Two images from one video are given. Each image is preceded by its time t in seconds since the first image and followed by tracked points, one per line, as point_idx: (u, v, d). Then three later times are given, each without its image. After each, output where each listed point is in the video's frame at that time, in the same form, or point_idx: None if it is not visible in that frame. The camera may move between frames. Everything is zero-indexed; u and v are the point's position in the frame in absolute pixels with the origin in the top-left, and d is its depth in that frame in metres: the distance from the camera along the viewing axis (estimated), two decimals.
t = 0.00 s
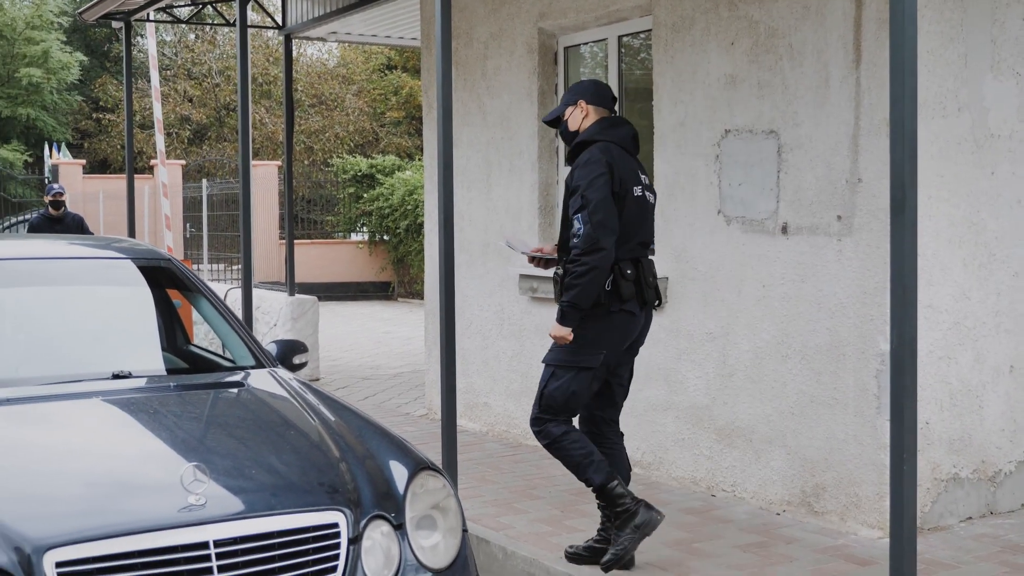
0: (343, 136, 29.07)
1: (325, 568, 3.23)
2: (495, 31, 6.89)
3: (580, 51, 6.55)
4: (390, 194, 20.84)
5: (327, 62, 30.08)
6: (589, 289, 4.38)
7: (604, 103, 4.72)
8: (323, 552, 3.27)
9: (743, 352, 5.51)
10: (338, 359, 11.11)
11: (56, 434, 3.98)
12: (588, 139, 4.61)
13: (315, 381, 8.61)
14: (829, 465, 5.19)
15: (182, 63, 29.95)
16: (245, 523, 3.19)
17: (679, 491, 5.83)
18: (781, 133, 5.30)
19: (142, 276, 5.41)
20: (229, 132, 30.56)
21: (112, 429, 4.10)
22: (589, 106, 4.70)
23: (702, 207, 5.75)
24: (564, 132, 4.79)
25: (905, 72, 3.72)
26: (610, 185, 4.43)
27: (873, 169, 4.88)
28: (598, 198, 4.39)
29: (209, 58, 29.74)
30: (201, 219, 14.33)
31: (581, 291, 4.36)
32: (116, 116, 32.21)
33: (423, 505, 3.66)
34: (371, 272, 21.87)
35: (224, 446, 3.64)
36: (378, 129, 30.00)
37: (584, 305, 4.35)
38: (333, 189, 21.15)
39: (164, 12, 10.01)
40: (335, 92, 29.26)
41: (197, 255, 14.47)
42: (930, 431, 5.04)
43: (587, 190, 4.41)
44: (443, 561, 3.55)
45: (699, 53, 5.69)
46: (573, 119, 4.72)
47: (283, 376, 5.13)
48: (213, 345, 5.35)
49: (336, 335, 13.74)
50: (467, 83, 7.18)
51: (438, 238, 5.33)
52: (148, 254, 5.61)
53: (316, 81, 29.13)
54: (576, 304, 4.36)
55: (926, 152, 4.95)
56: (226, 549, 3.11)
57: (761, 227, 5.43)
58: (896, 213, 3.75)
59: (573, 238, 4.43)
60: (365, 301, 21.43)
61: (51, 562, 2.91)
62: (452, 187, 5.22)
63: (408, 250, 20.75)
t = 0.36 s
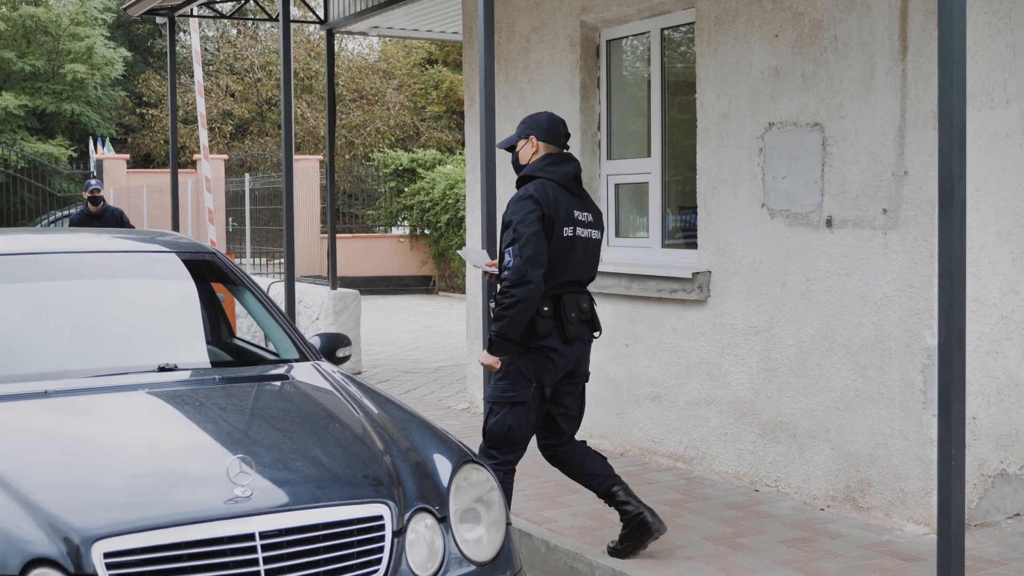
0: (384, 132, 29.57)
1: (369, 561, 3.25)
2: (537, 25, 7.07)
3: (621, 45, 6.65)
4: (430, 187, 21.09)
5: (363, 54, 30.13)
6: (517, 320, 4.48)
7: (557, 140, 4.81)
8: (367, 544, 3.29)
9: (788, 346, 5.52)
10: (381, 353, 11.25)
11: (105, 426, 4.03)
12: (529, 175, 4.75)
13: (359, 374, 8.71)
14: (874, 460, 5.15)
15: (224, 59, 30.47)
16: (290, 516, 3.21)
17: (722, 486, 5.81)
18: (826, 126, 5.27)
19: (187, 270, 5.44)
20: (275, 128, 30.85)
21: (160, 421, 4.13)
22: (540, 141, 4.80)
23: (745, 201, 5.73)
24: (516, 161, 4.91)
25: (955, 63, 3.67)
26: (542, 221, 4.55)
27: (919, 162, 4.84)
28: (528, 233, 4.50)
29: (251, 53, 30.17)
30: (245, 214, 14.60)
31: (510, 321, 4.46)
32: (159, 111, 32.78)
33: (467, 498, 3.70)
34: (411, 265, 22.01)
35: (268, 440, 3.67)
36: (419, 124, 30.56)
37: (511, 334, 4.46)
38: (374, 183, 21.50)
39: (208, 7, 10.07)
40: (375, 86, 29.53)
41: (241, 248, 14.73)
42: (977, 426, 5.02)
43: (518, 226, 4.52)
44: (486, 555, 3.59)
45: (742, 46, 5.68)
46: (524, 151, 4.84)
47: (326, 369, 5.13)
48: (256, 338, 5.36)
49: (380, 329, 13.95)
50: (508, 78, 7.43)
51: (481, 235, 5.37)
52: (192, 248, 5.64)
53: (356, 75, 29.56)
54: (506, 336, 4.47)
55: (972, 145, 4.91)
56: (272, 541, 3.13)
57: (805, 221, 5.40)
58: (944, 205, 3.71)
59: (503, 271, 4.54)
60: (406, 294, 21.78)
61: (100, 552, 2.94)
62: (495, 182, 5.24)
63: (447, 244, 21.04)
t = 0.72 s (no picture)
0: (425, 127, 30.61)
1: (415, 556, 3.27)
2: (581, 21, 7.19)
3: (666, 38, 6.73)
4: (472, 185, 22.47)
5: (408, 52, 31.37)
6: (458, 330, 4.89)
7: (512, 152, 5.08)
8: (413, 541, 3.31)
9: (834, 342, 5.49)
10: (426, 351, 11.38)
11: (156, 417, 4.07)
12: (490, 186, 5.01)
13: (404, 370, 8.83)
14: (920, 459, 5.11)
15: (267, 56, 31.42)
16: (336, 511, 3.24)
17: (766, 483, 5.79)
18: (872, 121, 5.24)
19: (232, 265, 5.48)
20: (313, 123, 31.77)
21: (209, 413, 4.17)
22: (494, 154, 5.08)
23: (790, 197, 5.72)
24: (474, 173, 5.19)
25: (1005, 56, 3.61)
26: (498, 240, 4.80)
27: (967, 157, 4.79)
28: (478, 252, 4.79)
29: (294, 50, 31.26)
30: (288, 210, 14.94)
31: (453, 329, 4.89)
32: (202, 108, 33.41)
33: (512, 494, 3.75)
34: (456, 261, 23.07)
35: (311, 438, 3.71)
36: (460, 120, 31.16)
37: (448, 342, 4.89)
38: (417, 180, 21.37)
39: (251, 4, 10.01)
40: (416, 82, 30.68)
41: (283, 244, 14.99)
42: None
43: (473, 240, 4.81)
44: (530, 553, 3.62)
45: (788, 41, 5.68)
46: (481, 163, 5.12)
47: (370, 365, 5.15)
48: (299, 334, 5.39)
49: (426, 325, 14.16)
50: (552, 72, 7.56)
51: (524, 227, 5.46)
52: (238, 244, 5.68)
53: (399, 72, 30.66)
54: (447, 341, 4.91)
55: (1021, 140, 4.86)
56: (318, 535, 3.16)
57: (851, 217, 5.37)
58: (993, 201, 3.65)
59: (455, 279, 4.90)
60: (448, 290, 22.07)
61: (149, 544, 2.97)
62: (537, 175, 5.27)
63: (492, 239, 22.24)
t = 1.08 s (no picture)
0: (470, 124, 30.27)
1: (463, 550, 3.49)
2: (627, 17, 7.54)
3: (713, 33, 7.09)
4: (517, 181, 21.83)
5: (452, 49, 31.63)
6: (507, 326, 5.32)
7: (499, 160, 5.72)
8: (461, 534, 3.54)
9: (882, 340, 5.61)
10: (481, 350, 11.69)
11: (209, 411, 4.10)
12: (491, 191, 5.60)
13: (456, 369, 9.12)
14: (970, 458, 5.18)
15: (310, 53, 31.77)
16: (386, 505, 3.46)
17: (814, 481, 5.90)
18: (922, 116, 5.36)
19: (279, 262, 5.50)
20: (358, 120, 32.24)
21: (260, 407, 4.20)
22: (485, 163, 5.71)
23: (839, 193, 5.87)
24: (467, 186, 5.78)
25: None
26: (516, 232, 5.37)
27: (1019, 153, 4.90)
28: (505, 247, 5.31)
29: (339, 47, 31.57)
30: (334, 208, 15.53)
31: (495, 328, 5.31)
32: (246, 104, 34.00)
33: (558, 489, 3.96)
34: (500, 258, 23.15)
35: (359, 435, 3.94)
36: (506, 116, 31.54)
37: (504, 340, 5.30)
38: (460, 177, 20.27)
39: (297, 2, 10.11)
40: (461, 78, 30.69)
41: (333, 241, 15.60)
42: None
43: (497, 238, 5.32)
44: (577, 547, 3.84)
45: (837, 35, 5.84)
46: (473, 174, 5.74)
47: (419, 361, 5.15)
48: (347, 330, 5.41)
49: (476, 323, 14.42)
50: (598, 70, 7.86)
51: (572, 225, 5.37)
52: (286, 240, 5.71)
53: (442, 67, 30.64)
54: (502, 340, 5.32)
55: None
56: (366, 530, 3.38)
57: (901, 213, 5.49)
58: None
59: (489, 282, 5.35)
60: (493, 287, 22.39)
61: (198, 538, 3.20)
62: (586, 171, 5.21)
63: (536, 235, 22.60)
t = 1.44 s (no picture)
0: (510, 117, 31.45)
1: (505, 542, 3.50)
2: (669, 9, 7.65)
3: (758, 24, 7.17)
4: (557, 172, 21.97)
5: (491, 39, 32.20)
6: (532, 308, 5.60)
7: (489, 154, 6.02)
8: (502, 526, 3.55)
9: (926, 333, 5.64)
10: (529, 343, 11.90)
11: (254, 402, 4.13)
12: (495, 181, 5.91)
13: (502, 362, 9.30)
14: (1016, 453, 5.18)
15: (351, 46, 33.02)
16: (429, 496, 3.47)
17: (857, 475, 5.93)
18: (968, 107, 5.37)
19: (320, 254, 5.52)
20: (399, 114, 32.90)
21: (304, 399, 4.22)
22: (479, 160, 6.00)
23: (883, 185, 5.91)
24: (464, 185, 6.06)
25: None
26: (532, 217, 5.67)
27: None
28: (523, 232, 5.60)
29: (379, 40, 32.48)
30: (374, 199, 16.15)
31: (521, 312, 5.59)
32: (290, 98, 34.66)
33: (601, 481, 3.95)
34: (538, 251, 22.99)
35: (402, 426, 3.95)
36: (544, 108, 32.55)
37: (529, 322, 5.57)
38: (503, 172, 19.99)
39: None
40: (501, 72, 31.58)
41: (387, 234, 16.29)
42: None
43: (515, 225, 5.61)
44: (619, 539, 3.83)
45: (882, 26, 5.86)
46: (470, 173, 6.02)
47: (460, 354, 5.15)
48: (389, 322, 5.43)
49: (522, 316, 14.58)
50: (640, 62, 7.96)
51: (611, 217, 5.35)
52: (327, 232, 5.74)
53: (481, 60, 31.32)
54: (527, 323, 5.57)
55: None
56: (409, 521, 3.39)
57: (946, 205, 5.50)
58: None
59: (510, 268, 5.62)
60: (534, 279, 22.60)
61: (243, 529, 3.22)
62: (627, 165, 5.20)
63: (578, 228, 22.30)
